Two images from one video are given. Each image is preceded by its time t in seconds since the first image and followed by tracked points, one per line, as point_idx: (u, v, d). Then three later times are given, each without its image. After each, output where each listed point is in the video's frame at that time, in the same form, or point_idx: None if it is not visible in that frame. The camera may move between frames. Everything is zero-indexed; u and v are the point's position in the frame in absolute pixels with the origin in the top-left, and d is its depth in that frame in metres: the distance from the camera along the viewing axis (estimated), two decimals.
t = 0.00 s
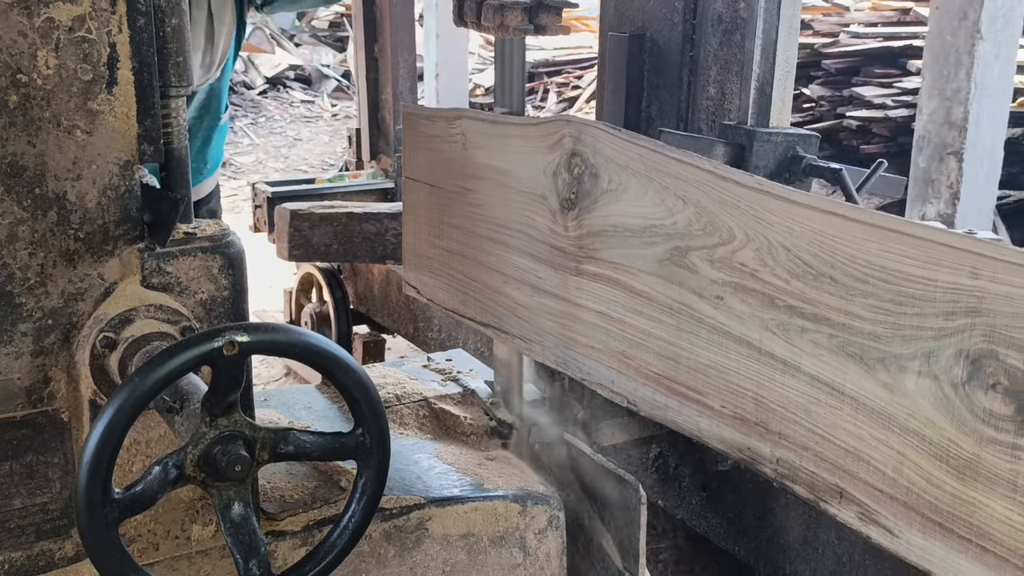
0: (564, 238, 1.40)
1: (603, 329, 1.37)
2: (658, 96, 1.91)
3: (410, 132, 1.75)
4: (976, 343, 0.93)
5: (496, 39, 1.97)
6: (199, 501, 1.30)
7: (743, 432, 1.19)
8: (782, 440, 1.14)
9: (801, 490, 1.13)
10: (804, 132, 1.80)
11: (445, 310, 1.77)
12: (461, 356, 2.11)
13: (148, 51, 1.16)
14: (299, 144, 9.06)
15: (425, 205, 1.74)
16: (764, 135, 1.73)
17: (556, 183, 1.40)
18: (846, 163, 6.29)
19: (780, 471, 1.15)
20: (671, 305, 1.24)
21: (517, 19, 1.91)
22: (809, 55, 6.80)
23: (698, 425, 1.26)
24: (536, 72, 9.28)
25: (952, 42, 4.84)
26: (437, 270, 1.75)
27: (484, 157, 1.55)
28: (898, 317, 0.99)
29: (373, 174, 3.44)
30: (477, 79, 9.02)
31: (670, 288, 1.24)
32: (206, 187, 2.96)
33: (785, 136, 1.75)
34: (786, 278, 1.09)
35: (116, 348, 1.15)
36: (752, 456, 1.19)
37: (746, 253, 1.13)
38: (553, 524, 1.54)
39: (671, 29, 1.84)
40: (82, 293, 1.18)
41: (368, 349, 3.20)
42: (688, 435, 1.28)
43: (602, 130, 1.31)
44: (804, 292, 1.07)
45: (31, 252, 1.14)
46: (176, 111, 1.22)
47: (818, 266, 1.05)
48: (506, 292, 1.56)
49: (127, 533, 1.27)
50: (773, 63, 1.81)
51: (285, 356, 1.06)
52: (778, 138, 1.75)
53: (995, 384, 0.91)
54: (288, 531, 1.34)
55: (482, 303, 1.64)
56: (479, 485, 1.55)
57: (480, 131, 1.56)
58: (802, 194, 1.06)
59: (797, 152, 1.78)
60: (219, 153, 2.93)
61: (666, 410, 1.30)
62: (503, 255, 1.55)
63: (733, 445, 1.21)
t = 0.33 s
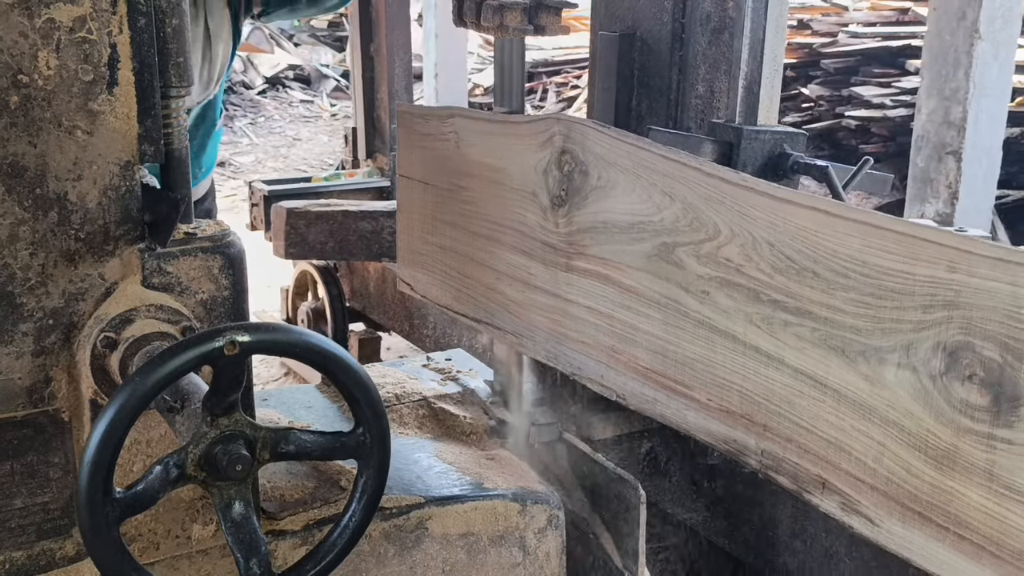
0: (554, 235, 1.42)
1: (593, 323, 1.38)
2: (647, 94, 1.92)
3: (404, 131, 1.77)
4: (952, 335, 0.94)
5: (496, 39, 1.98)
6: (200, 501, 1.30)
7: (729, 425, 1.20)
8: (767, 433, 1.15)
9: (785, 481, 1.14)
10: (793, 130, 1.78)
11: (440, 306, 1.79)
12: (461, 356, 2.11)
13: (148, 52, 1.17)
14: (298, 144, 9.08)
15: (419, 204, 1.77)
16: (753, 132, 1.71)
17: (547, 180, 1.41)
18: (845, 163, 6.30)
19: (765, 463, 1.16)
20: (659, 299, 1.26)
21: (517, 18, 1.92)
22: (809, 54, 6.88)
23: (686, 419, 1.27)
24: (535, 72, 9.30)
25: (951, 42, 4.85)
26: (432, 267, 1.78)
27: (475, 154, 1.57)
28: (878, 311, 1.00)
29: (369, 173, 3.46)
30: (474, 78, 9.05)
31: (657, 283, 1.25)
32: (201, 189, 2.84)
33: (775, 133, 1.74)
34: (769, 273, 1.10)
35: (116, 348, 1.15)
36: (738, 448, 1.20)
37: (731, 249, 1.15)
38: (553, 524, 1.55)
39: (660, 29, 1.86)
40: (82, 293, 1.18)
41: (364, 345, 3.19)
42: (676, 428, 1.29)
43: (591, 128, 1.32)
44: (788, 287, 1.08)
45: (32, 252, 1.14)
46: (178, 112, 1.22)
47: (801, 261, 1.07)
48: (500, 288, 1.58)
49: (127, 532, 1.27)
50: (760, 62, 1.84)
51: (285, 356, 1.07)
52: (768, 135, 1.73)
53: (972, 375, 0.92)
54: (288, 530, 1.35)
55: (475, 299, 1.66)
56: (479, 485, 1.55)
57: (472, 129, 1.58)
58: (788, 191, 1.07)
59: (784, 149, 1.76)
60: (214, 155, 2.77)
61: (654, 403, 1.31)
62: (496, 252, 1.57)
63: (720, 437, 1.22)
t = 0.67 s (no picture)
0: (544, 230, 1.52)
1: (585, 319, 1.49)
2: (638, 93, 1.95)
3: (401, 129, 1.86)
4: (930, 328, 1.01)
5: (496, 40, 1.98)
6: (201, 500, 1.31)
7: (715, 416, 1.30)
8: (751, 423, 1.24)
9: (770, 472, 1.24)
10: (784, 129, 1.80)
11: (433, 300, 1.89)
12: (461, 356, 2.11)
13: (151, 54, 1.17)
14: (298, 144, 9.09)
15: (414, 200, 1.87)
16: (742, 130, 1.72)
17: (538, 177, 1.52)
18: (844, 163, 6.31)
19: (751, 454, 1.26)
20: (649, 295, 1.35)
21: (517, 19, 1.94)
22: (809, 54, 6.92)
23: (671, 410, 1.37)
24: (535, 72, 9.32)
25: (949, 42, 4.85)
26: (427, 262, 1.88)
27: (469, 152, 1.67)
28: (858, 304, 1.08)
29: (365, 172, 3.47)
30: (474, 79, 9.06)
31: (647, 278, 1.35)
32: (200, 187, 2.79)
33: (764, 131, 1.75)
34: (755, 268, 1.19)
35: (118, 348, 1.16)
36: (723, 439, 1.29)
37: (717, 244, 1.24)
38: (553, 523, 1.55)
39: (650, 28, 1.88)
40: (84, 293, 1.19)
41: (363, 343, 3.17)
42: (663, 419, 1.39)
43: (581, 127, 1.41)
44: (773, 282, 1.17)
45: (34, 252, 1.15)
46: (179, 112, 1.22)
47: (785, 256, 1.16)
48: (496, 284, 1.68)
49: (129, 531, 1.28)
50: (749, 61, 1.86)
51: (286, 356, 1.07)
52: (757, 133, 1.75)
53: (949, 366, 1.00)
54: (290, 529, 1.35)
55: (469, 294, 1.76)
56: (481, 485, 1.55)
57: (466, 127, 1.68)
58: (770, 188, 1.16)
59: (773, 147, 1.77)
60: (206, 160, 2.66)
61: (644, 396, 1.41)
62: (491, 249, 1.66)
63: (706, 429, 1.32)
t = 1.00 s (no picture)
0: (536, 226, 1.53)
1: (575, 314, 1.49)
2: (629, 92, 1.96)
3: (396, 126, 1.87)
4: (908, 321, 1.02)
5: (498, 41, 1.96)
6: (203, 499, 1.31)
7: (702, 409, 1.30)
8: (736, 415, 1.25)
9: (755, 463, 1.24)
10: (773, 127, 1.83)
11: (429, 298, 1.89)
12: (462, 356, 2.11)
13: (152, 54, 1.17)
14: (298, 144, 9.09)
15: (409, 197, 1.87)
16: (731, 128, 1.76)
17: (530, 174, 1.52)
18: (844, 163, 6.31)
19: (737, 446, 1.26)
20: (637, 290, 1.36)
21: (518, 19, 1.94)
22: (809, 54, 6.93)
23: (660, 403, 1.37)
24: (535, 72, 9.32)
25: (949, 41, 4.85)
26: (421, 259, 1.88)
27: (463, 150, 1.67)
28: (840, 297, 1.09)
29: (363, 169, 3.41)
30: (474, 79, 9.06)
31: (636, 273, 1.36)
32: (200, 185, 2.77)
33: (752, 129, 1.78)
34: (740, 263, 1.20)
35: (120, 347, 1.16)
36: (710, 431, 1.30)
37: (704, 239, 1.24)
38: (553, 522, 1.56)
39: (641, 27, 1.90)
40: (86, 293, 1.19)
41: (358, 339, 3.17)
42: (652, 413, 1.39)
43: (571, 123, 1.42)
44: (757, 276, 1.18)
45: (36, 252, 1.15)
46: (180, 112, 1.22)
47: (769, 250, 1.16)
48: (489, 280, 1.68)
49: (132, 530, 1.28)
50: (737, 59, 1.87)
51: (288, 356, 1.07)
52: (745, 130, 1.78)
53: (926, 358, 1.01)
54: (291, 528, 1.36)
55: (464, 289, 1.76)
56: (482, 484, 1.55)
57: (460, 125, 1.68)
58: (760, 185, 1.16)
59: (762, 145, 1.80)
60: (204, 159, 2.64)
61: (633, 390, 1.42)
62: (483, 245, 1.67)
63: (694, 422, 1.32)
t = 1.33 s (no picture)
0: (525, 223, 1.54)
1: (564, 308, 1.50)
2: (618, 91, 1.96)
3: (389, 124, 1.87)
4: (885, 314, 1.04)
5: (497, 41, 1.97)
6: (204, 500, 1.31)
7: (686, 402, 1.31)
8: (719, 408, 1.26)
9: (738, 455, 1.25)
10: (759, 124, 1.85)
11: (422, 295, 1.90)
12: (462, 356, 2.11)
13: (154, 55, 1.17)
14: (298, 144, 9.10)
15: (403, 194, 1.87)
16: (718, 126, 1.77)
17: (520, 171, 1.53)
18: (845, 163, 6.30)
19: (720, 438, 1.27)
20: (624, 285, 1.37)
21: (518, 20, 1.91)
22: (809, 54, 6.93)
23: (646, 396, 1.38)
24: (534, 72, 9.33)
25: (948, 41, 4.86)
26: (412, 255, 1.88)
27: (455, 148, 1.68)
28: (819, 291, 1.10)
29: (360, 167, 3.40)
30: (473, 79, 9.06)
31: (623, 269, 1.37)
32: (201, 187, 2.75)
33: (739, 127, 1.80)
34: (723, 258, 1.21)
35: (122, 348, 1.16)
36: (694, 424, 1.31)
37: (688, 235, 1.26)
38: (553, 522, 1.56)
39: (630, 27, 1.90)
40: (87, 293, 1.19)
41: (353, 337, 3.18)
42: (639, 406, 1.40)
43: (559, 120, 1.43)
44: (739, 270, 1.19)
45: (37, 253, 1.15)
46: (181, 113, 1.22)
47: (751, 246, 1.17)
48: (479, 276, 1.69)
49: (133, 531, 1.28)
50: (724, 58, 1.89)
51: (289, 356, 1.07)
52: (733, 129, 1.79)
53: (903, 350, 1.02)
54: (291, 529, 1.36)
55: (456, 285, 1.76)
56: (483, 484, 1.56)
57: (452, 124, 1.69)
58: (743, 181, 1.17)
59: (749, 143, 1.83)
60: (207, 161, 2.66)
61: (619, 383, 1.43)
62: (474, 241, 1.68)
63: (679, 415, 1.33)
